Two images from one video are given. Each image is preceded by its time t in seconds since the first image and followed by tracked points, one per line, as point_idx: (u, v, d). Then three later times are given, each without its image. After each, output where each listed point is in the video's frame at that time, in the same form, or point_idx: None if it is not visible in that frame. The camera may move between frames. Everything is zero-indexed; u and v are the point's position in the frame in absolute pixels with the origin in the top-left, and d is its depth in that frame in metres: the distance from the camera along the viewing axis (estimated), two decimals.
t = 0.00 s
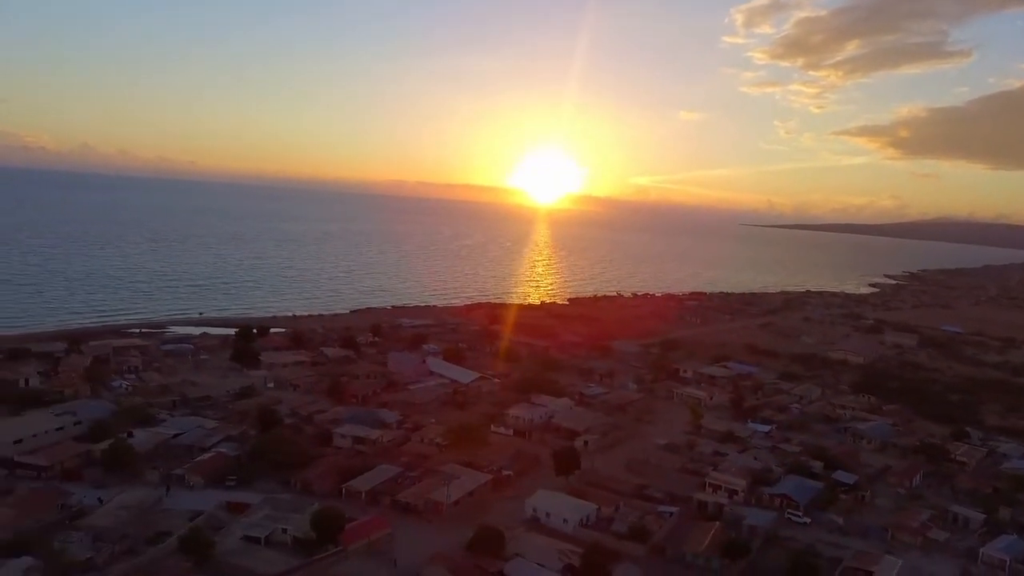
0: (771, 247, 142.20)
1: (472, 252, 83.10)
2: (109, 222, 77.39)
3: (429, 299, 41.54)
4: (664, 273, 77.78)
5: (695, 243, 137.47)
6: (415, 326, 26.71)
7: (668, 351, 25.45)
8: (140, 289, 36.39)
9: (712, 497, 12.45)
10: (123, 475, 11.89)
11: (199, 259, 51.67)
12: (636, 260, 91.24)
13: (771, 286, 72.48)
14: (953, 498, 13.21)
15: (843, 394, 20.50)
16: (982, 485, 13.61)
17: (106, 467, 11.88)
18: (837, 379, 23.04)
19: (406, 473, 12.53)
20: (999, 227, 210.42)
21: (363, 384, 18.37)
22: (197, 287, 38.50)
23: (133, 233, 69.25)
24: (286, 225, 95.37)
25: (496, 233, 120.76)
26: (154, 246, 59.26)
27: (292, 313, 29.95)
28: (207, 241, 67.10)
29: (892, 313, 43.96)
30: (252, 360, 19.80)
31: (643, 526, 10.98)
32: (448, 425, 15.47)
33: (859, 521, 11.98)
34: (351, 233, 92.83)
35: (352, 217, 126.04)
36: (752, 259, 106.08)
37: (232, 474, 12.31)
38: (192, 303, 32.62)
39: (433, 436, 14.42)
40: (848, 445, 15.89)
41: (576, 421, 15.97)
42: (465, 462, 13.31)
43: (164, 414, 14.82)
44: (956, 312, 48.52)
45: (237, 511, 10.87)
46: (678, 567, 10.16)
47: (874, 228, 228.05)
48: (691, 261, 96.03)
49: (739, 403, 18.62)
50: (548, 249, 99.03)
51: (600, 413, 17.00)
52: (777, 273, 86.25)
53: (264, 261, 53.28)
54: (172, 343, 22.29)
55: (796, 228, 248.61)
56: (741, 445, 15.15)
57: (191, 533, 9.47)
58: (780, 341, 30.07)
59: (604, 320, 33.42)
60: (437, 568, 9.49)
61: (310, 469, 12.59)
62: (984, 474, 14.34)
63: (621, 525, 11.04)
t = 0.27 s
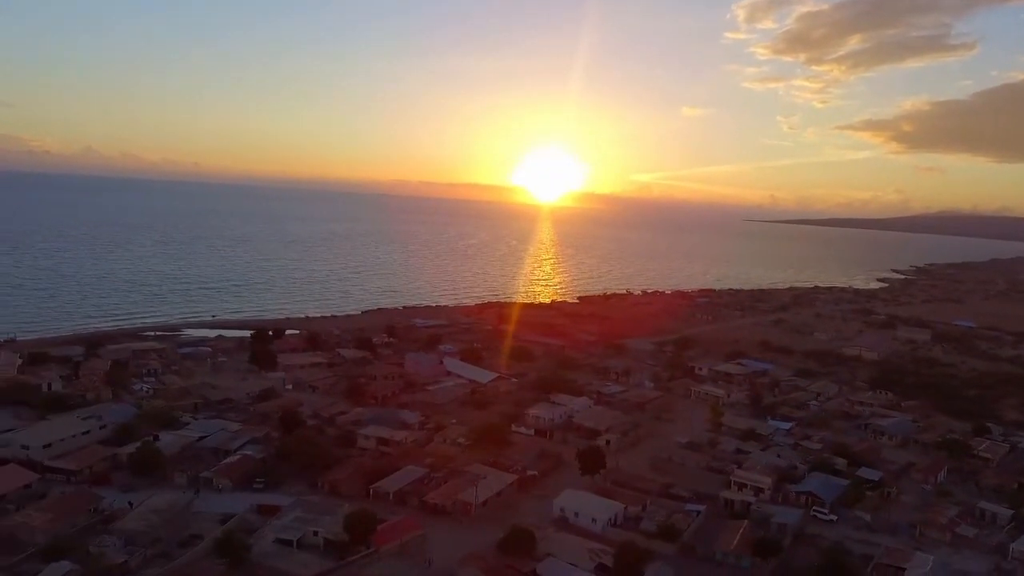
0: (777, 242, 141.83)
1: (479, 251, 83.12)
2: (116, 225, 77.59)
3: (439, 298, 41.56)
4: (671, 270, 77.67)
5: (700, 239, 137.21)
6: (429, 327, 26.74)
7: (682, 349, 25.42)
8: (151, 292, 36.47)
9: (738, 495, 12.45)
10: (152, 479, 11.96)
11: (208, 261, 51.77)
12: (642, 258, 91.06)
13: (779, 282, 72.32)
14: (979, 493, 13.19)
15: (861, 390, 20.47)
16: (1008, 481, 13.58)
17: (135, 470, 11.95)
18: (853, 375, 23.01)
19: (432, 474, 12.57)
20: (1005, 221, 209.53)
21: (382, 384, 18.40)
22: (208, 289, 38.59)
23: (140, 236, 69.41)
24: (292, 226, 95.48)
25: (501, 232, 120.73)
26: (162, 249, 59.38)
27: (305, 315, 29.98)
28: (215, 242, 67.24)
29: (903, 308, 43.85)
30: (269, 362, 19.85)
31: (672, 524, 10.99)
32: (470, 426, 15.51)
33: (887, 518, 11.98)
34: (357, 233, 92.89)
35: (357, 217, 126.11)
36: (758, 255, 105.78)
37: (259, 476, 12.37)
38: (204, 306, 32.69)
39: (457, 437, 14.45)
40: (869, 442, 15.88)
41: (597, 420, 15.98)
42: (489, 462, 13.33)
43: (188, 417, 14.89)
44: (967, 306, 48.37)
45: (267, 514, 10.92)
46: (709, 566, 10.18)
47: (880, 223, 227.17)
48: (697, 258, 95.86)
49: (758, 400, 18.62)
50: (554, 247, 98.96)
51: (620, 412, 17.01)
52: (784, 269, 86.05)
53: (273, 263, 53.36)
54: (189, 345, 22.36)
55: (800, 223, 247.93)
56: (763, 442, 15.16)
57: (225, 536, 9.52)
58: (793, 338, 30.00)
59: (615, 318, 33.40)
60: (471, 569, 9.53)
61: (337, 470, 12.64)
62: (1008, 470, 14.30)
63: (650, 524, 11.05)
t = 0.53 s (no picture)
0: (781, 239, 141.57)
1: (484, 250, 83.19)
2: (123, 228, 77.77)
3: (447, 299, 41.57)
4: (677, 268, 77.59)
5: (705, 237, 137.00)
6: (441, 327, 26.78)
7: (695, 347, 25.39)
8: (161, 295, 36.51)
9: (760, 493, 12.44)
10: (176, 482, 12.00)
11: (216, 263, 51.84)
12: (648, 256, 90.96)
13: (785, 279, 72.22)
14: (1000, 490, 13.16)
15: (875, 387, 20.45)
16: None
17: (159, 473, 11.99)
18: (867, 372, 22.97)
19: (453, 475, 12.61)
20: (1009, 216, 208.91)
21: (398, 385, 18.44)
22: (218, 291, 38.66)
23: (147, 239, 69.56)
24: (297, 227, 95.61)
25: (506, 231, 120.72)
26: (170, 251, 59.54)
27: (316, 316, 30.04)
28: (222, 245, 67.35)
29: (912, 304, 43.78)
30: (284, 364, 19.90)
31: (698, 523, 10.98)
32: (488, 426, 15.54)
33: (910, 516, 11.97)
34: (363, 234, 92.95)
35: (361, 218, 126.21)
36: (763, 252, 105.60)
37: (281, 478, 12.38)
38: (215, 308, 32.74)
39: (476, 438, 14.50)
40: (888, 439, 15.85)
41: (614, 418, 16.00)
42: (510, 463, 13.37)
43: (207, 420, 14.94)
44: (976, 302, 48.25)
45: (292, 516, 10.95)
46: (735, 565, 10.20)
47: (885, 218, 226.56)
48: (703, 255, 95.73)
49: (773, 398, 18.62)
50: (558, 246, 98.93)
51: (637, 411, 17.01)
52: (790, 265, 85.91)
53: (281, 265, 53.41)
54: (203, 348, 22.40)
55: (803, 220, 247.72)
56: (782, 440, 15.15)
57: (254, 539, 9.54)
58: (804, 335, 29.95)
59: (625, 317, 33.39)
60: (499, 569, 9.55)
61: (359, 472, 12.68)
62: None
63: (675, 523, 11.05)
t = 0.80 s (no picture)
0: (786, 236, 141.21)
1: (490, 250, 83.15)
2: (129, 231, 77.83)
3: (456, 300, 41.58)
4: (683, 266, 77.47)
5: (709, 234, 136.76)
6: (452, 328, 26.82)
7: (707, 345, 25.37)
8: (172, 298, 36.58)
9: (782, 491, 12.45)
10: (200, 485, 12.06)
11: (223, 265, 51.91)
12: (653, 255, 90.81)
13: (792, 276, 72.09)
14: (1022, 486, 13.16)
15: (889, 384, 20.44)
16: None
17: (183, 476, 12.04)
18: (880, 369, 22.95)
19: (474, 476, 12.64)
20: (1014, 211, 208.05)
21: (413, 386, 18.47)
22: (227, 294, 38.71)
23: (154, 242, 69.67)
24: (303, 229, 95.63)
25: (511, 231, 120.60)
26: (177, 254, 59.63)
27: (327, 318, 30.07)
28: (228, 247, 67.44)
29: (921, 300, 43.67)
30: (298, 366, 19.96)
31: (722, 522, 11.00)
32: (506, 426, 15.56)
33: (933, 513, 11.97)
34: (368, 235, 92.95)
35: (366, 219, 126.21)
36: (768, 249, 105.42)
37: (304, 480, 12.44)
38: (226, 311, 32.80)
39: (495, 438, 14.54)
40: (906, 436, 15.84)
41: (631, 418, 16.02)
42: (530, 463, 13.41)
43: (226, 423, 15.01)
44: (985, 297, 48.09)
45: (317, 518, 11.00)
46: (761, 564, 10.22)
47: (888, 214, 226.11)
48: (708, 253, 95.57)
49: (788, 396, 18.61)
50: (563, 245, 98.86)
51: (653, 410, 17.03)
52: (796, 262, 85.69)
53: (288, 266, 53.46)
54: (217, 351, 22.45)
55: (807, 216, 247.16)
56: (800, 438, 15.15)
57: (282, 540, 9.59)
58: (815, 332, 29.90)
59: (635, 316, 33.36)
60: (527, 570, 9.58)
61: (380, 473, 12.73)
62: None
63: (699, 522, 11.07)
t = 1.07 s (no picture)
0: (791, 233, 140.88)
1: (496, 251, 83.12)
2: (137, 235, 78.02)
3: (465, 301, 41.59)
4: (690, 264, 77.34)
5: (714, 232, 136.53)
6: (465, 329, 26.85)
7: (720, 344, 25.33)
8: (183, 302, 36.65)
9: (805, 490, 12.45)
10: (226, 488, 12.10)
11: (232, 269, 52.00)
12: (659, 253, 90.71)
13: (799, 273, 71.92)
14: None
15: (906, 381, 20.40)
16: None
17: (208, 479, 12.09)
18: (895, 366, 22.90)
19: (498, 477, 12.66)
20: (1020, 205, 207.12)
21: (431, 387, 18.51)
22: (238, 297, 38.78)
23: (161, 246, 69.83)
24: (308, 231, 95.74)
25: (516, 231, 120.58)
26: (185, 258, 59.77)
27: (339, 320, 30.12)
28: (236, 250, 67.56)
29: (932, 296, 43.53)
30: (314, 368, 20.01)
31: (749, 520, 11.01)
32: (525, 427, 15.58)
33: (959, 510, 11.95)
34: (374, 236, 93.01)
35: (371, 220, 126.29)
36: (775, 246, 105.14)
37: (329, 483, 12.48)
38: (238, 315, 32.86)
39: (516, 438, 14.55)
40: (926, 433, 15.81)
41: (651, 417, 16.02)
42: (552, 463, 13.43)
43: (248, 426, 15.07)
44: (996, 292, 47.90)
45: (345, 520, 11.04)
46: (789, 562, 10.23)
47: (893, 210, 225.41)
48: (715, 251, 95.35)
49: (805, 394, 18.59)
50: (569, 245, 98.80)
51: (671, 409, 17.03)
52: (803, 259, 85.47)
53: (296, 269, 53.53)
54: (232, 354, 22.51)
55: (812, 212, 246.56)
56: (820, 436, 15.14)
57: (313, 543, 9.64)
58: (828, 329, 29.84)
59: (646, 315, 33.33)
60: (557, 570, 9.60)
61: (404, 474, 12.77)
62: None
63: (725, 520, 11.08)
